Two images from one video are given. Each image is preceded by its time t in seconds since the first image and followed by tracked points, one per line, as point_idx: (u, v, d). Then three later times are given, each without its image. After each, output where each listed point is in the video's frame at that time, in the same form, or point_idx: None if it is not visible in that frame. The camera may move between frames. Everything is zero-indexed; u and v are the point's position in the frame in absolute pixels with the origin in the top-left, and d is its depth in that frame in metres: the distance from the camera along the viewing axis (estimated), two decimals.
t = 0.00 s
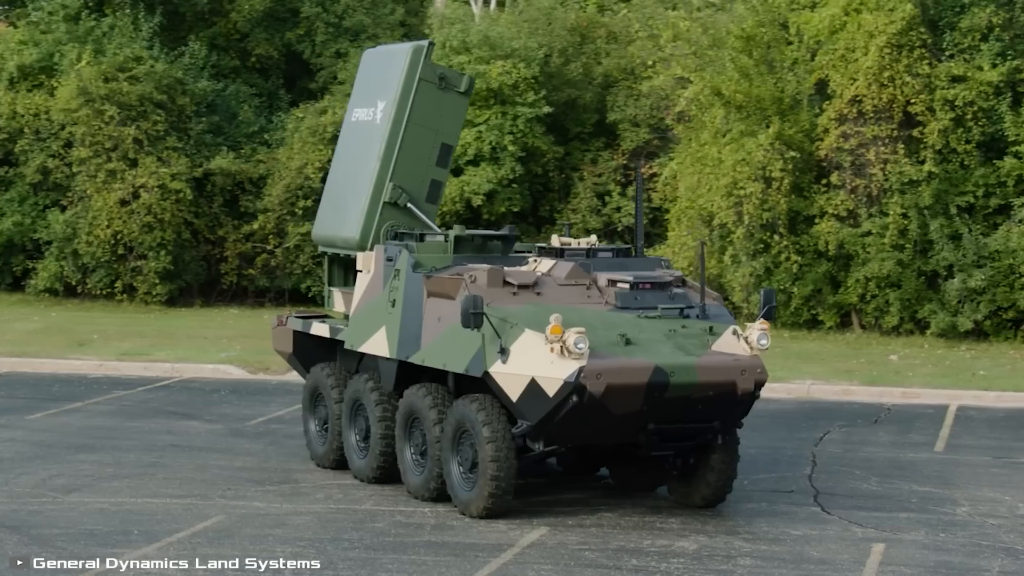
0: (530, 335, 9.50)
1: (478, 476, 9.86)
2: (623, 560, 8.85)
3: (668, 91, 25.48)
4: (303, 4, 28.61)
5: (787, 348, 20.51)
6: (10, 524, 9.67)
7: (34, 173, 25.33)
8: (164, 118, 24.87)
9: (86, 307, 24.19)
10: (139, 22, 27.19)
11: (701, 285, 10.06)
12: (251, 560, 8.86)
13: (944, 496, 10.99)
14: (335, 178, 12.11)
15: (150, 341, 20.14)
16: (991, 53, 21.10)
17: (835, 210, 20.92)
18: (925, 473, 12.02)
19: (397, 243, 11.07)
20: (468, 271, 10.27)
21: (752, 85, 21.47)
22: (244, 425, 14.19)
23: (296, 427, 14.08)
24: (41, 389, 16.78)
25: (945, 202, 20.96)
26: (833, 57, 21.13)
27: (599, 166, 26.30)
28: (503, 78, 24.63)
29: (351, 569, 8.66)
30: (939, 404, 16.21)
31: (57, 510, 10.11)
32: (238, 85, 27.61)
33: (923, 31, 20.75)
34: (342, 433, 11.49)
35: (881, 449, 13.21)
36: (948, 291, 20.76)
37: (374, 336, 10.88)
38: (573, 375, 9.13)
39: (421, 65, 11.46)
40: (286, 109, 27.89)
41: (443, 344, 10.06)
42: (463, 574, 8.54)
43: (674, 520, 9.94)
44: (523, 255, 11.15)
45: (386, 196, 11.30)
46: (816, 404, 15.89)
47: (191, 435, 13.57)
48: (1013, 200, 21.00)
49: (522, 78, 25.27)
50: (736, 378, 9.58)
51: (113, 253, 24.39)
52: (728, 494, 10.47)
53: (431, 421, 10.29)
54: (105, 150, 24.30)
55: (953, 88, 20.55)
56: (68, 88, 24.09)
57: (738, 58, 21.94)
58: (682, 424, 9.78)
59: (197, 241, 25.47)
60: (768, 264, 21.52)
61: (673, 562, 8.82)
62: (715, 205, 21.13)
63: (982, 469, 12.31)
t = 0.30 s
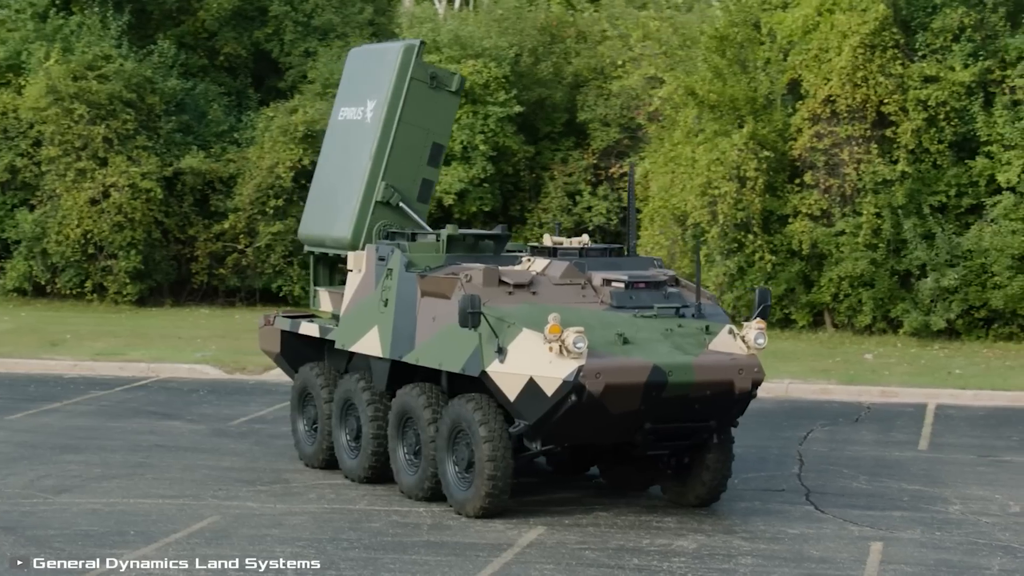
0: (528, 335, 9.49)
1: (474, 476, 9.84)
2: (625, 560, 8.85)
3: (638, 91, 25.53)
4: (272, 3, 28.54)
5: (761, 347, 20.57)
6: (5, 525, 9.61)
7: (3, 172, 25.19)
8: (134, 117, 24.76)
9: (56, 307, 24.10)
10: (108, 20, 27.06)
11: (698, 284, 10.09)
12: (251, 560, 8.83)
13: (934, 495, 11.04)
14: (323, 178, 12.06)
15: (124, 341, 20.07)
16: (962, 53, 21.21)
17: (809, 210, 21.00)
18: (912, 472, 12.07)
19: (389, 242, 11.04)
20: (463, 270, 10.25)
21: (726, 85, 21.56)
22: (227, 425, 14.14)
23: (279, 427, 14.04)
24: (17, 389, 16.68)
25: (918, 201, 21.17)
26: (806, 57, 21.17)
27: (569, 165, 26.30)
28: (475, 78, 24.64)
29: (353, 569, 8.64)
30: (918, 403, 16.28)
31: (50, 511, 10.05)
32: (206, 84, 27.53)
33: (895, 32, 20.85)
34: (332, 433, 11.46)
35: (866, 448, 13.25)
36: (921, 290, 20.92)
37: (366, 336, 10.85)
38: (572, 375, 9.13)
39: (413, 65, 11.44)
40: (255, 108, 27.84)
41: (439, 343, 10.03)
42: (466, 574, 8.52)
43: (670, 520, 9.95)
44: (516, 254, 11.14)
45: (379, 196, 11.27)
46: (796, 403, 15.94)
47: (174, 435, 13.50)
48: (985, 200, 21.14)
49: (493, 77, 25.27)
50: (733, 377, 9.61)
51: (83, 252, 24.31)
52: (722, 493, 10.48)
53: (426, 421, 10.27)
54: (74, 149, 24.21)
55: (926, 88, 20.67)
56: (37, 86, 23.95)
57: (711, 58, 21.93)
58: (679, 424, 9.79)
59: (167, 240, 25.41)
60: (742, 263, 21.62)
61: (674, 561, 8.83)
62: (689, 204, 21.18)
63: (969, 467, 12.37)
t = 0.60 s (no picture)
0: (526, 335, 9.48)
1: (471, 476, 9.82)
2: (626, 560, 8.85)
3: (615, 91, 25.56)
4: (246, 2, 28.49)
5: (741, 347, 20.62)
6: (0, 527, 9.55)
7: None
8: (109, 116, 24.65)
9: (31, 308, 24.00)
10: (82, 20, 26.95)
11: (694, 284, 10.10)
12: (251, 560, 8.81)
13: (927, 494, 11.06)
14: (312, 178, 12.02)
15: (102, 342, 19.99)
16: (940, 54, 21.29)
17: (788, 210, 21.05)
18: (903, 471, 12.09)
19: (383, 242, 11.02)
20: (460, 271, 10.24)
21: (704, 85, 21.68)
22: (213, 425, 14.09)
23: (266, 427, 14.01)
24: None
25: (897, 201, 21.24)
26: (785, 57, 21.19)
27: (545, 165, 26.31)
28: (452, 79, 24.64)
29: (356, 569, 8.61)
30: (900, 402, 16.31)
31: (44, 512, 10.00)
32: (181, 83, 27.46)
33: (873, 33, 20.92)
34: (324, 433, 11.42)
35: (854, 447, 13.27)
36: (899, 290, 21.04)
37: (360, 336, 10.83)
38: (572, 375, 9.12)
39: (406, 65, 11.42)
40: (229, 108, 27.79)
41: (436, 343, 10.02)
42: (470, 574, 8.50)
43: (668, 519, 9.94)
44: (509, 254, 11.13)
45: (372, 196, 11.25)
46: (780, 403, 15.96)
47: (160, 436, 13.45)
48: (962, 200, 21.24)
49: (469, 77, 25.25)
50: (732, 377, 9.61)
51: (58, 252, 24.23)
52: (717, 493, 10.48)
53: (422, 422, 10.25)
54: (49, 149, 24.09)
55: (903, 89, 20.75)
56: (12, 86, 23.83)
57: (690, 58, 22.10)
58: (677, 423, 9.79)
59: (143, 241, 25.37)
60: (720, 263, 21.70)
61: (675, 561, 8.82)
62: (668, 205, 21.20)
63: (958, 466, 12.41)
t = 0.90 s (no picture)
0: (525, 336, 9.47)
1: (469, 478, 9.80)
2: (629, 561, 8.85)
3: (587, 92, 25.59)
4: (216, 3, 28.49)
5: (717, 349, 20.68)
6: None
7: None
8: (80, 117, 24.54)
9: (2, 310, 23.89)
10: (51, 20, 26.84)
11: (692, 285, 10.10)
12: (251, 560, 8.81)
13: (919, 494, 11.10)
14: (301, 179, 12.00)
15: (77, 344, 19.90)
16: (914, 56, 21.41)
17: (762, 212, 21.12)
18: (891, 472, 12.12)
19: (376, 243, 11.00)
20: (457, 272, 10.23)
21: (680, 86, 21.80)
22: (198, 428, 14.04)
23: (251, 429, 13.96)
24: None
25: (872, 203, 21.35)
26: (759, 59, 21.21)
27: (517, 166, 26.33)
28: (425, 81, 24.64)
29: (358, 571, 8.59)
30: (880, 403, 16.37)
31: (38, 514, 9.94)
32: (151, 84, 27.40)
33: (847, 35, 21.03)
34: (315, 435, 11.39)
35: (841, 448, 13.30)
36: (874, 291, 21.14)
37: (354, 337, 10.80)
38: (572, 376, 9.10)
39: (399, 66, 11.41)
40: (200, 109, 27.74)
41: (433, 344, 9.99)
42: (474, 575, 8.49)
43: (666, 520, 9.94)
44: (503, 255, 11.12)
45: (367, 197, 11.25)
46: (761, 405, 15.99)
47: (146, 438, 13.39)
48: (936, 201, 21.35)
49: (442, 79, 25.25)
50: (730, 378, 9.62)
51: (29, 253, 24.13)
52: (713, 494, 10.49)
53: (418, 423, 10.22)
54: (20, 150, 23.95)
55: (878, 90, 20.85)
56: None
57: (665, 60, 22.35)
58: (674, 424, 9.79)
59: (115, 242, 25.29)
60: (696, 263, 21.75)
61: (678, 562, 8.83)
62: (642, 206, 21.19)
63: (946, 467, 12.46)
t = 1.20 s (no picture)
0: (525, 338, 9.46)
1: (467, 481, 9.78)
2: (633, 564, 8.84)
3: (560, 94, 25.62)
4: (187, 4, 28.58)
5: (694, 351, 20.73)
6: None
7: None
8: (52, 119, 24.45)
9: None
10: (22, 22, 26.75)
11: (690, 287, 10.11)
12: (251, 560, 8.83)
13: (912, 496, 11.13)
14: (290, 181, 11.96)
15: (53, 347, 19.81)
16: (889, 59, 21.50)
17: (739, 214, 21.17)
18: (882, 474, 12.15)
19: (371, 245, 10.98)
20: (454, 274, 10.22)
21: (656, 89, 21.82)
22: (183, 431, 13.98)
23: (237, 433, 13.90)
24: None
25: (848, 206, 21.45)
26: (736, 62, 21.25)
27: (490, 168, 26.34)
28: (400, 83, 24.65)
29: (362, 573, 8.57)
30: (861, 406, 16.42)
31: (33, 518, 9.89)
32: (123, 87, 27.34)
33: (822, 38, 21.11)
34: (308, 438, 11.34)
35: (828, 450, 13.32)
36: (851, 294, 21.24)
37: (348, 339, 10.77)
38: (573, 379, 9.08)
39: (394, 67, 11.43)
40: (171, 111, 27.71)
41: (431, 345, 9.96)
42: None
43: (664, 523, 9.94)
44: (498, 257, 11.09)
45: (362, 199, 11.25)
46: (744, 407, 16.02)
47: (132, 441, 13.33)
48: (911, 205, 21.46)
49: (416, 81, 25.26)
50: (730, 380, 9.63)
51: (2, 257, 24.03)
52: (709, 496, 10.50)
53: (414, 426, 10.19)
54: None
55: (854, 93, 20.92)
56: None
57: (641, 62, 22.23)
58: (673, 427, 9.79)
59: (87, 245, 25.21)
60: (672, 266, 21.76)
61: (682, 565, 8.83)
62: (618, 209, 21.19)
63: (934, 469, 12.50)
